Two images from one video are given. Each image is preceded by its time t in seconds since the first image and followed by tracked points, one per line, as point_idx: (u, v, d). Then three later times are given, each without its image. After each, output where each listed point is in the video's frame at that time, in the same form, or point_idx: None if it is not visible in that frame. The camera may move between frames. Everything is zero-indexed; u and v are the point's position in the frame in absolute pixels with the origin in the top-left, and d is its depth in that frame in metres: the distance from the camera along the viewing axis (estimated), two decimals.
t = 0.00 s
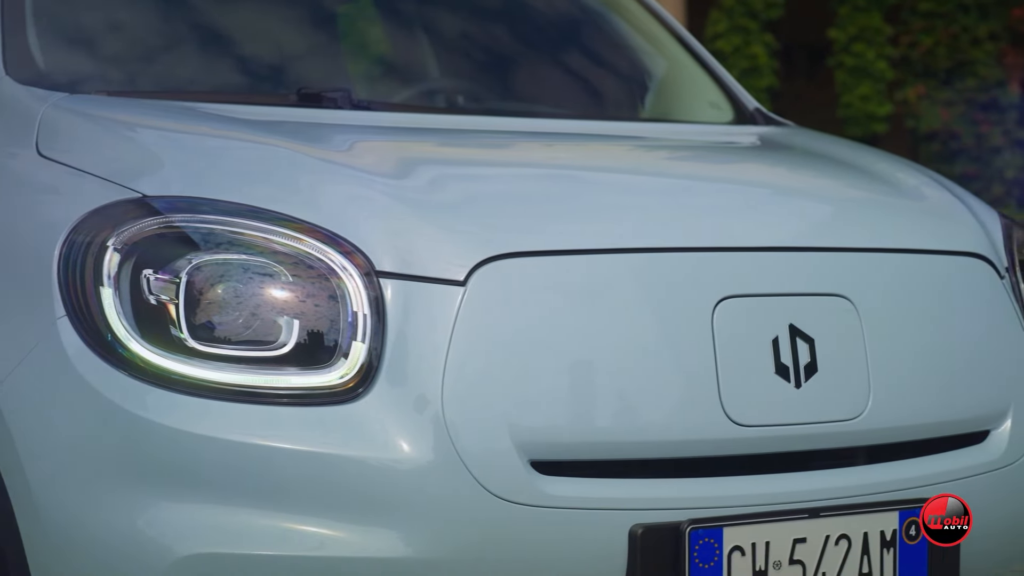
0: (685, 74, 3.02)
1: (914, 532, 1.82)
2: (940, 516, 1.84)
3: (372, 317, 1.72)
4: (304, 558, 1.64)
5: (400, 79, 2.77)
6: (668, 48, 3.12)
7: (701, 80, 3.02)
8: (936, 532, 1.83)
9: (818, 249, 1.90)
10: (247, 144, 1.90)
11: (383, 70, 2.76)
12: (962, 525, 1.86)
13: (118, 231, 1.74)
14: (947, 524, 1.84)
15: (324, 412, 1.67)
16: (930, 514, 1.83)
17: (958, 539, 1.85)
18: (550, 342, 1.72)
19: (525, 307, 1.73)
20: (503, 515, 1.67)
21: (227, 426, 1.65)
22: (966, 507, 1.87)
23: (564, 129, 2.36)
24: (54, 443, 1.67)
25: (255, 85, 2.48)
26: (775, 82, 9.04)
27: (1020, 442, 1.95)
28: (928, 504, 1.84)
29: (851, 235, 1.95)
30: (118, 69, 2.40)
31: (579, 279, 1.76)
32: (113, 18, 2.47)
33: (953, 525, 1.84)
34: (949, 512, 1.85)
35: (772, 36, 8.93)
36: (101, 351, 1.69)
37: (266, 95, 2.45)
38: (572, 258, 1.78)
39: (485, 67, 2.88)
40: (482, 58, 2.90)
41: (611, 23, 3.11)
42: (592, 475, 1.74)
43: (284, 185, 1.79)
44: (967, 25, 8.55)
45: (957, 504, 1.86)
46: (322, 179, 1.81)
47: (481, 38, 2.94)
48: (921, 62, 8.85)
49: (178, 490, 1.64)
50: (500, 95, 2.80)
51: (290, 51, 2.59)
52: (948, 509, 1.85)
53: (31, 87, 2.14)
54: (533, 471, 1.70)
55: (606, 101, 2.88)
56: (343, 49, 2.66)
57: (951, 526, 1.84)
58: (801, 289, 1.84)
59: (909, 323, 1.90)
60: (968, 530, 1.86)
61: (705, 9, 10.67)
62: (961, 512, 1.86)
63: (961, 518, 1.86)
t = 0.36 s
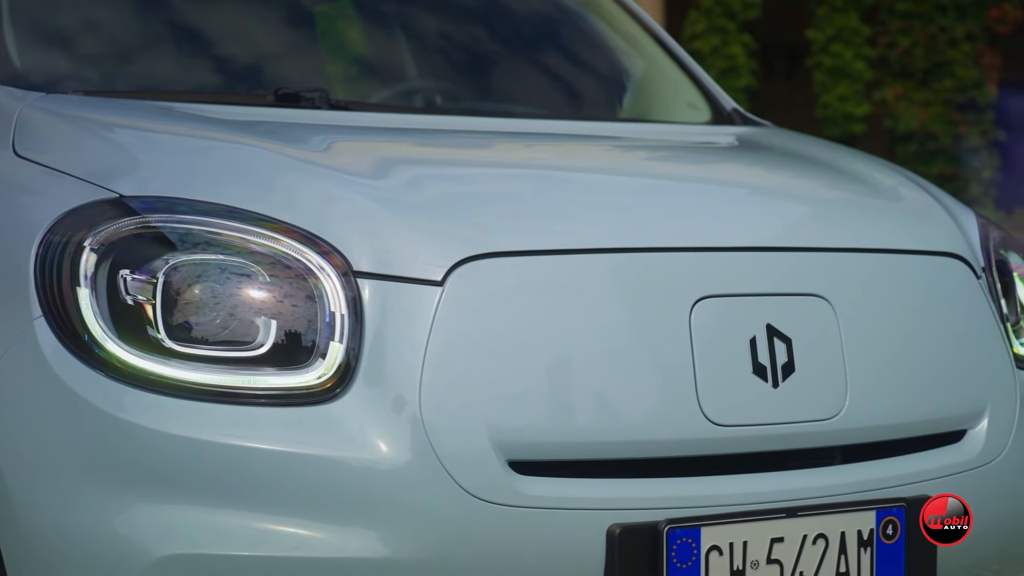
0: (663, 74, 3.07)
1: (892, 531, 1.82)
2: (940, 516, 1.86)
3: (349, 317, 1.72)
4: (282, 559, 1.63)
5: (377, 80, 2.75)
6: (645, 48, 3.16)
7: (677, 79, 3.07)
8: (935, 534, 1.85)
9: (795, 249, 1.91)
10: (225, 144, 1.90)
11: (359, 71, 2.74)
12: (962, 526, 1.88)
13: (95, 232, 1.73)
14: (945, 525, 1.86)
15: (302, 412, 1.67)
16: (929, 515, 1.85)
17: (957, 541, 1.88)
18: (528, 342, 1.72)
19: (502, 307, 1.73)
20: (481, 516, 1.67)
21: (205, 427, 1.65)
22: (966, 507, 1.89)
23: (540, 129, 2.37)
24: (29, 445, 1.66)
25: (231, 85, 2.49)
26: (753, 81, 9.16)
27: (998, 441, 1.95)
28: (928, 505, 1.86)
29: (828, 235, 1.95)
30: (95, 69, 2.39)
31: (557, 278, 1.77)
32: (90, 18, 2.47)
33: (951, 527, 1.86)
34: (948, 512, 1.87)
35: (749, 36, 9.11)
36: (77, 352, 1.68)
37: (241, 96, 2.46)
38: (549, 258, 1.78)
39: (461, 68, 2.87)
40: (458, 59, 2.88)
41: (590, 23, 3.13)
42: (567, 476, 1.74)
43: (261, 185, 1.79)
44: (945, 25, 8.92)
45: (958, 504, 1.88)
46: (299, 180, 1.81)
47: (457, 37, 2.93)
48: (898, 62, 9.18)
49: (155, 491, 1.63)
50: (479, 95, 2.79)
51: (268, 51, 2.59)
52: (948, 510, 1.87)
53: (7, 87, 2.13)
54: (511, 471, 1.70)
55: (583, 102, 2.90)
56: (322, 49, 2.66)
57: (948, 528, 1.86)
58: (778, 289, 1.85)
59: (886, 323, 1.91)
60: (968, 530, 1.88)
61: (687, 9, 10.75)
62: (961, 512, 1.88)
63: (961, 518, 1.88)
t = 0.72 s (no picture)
0: (647, 75, 3.07)
1: (875, 530, 1.83)
2: (941, 516, 1.89)
3: (333, 317, 1.72)
4: (266, 559, 1.62)
5: (361, 80, 2.72)
6: (630, 48, 3.17)
7: (662, 80, 3.07)
8: (933, 534, 1.88)
9: (779, 249, 1.91)
10: (208, 145, 1.90)
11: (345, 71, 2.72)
12: (962, 526, 1.90)
13: (79, 232, 1.72)
14: (943, 525, 1.89)
15: (287, 412, 1.67)
16: (928, 515, 1.88)
17: (958, 541, 1.90)
18: (512, 342, 1.72)
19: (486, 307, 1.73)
20: (464, 515, 1.67)
21: (189, 427, 1.64)
22: (966, 507, 1.91)
23: (522, 129, 2.37)
24: (10, 445, 1.65)
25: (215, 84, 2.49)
26: (737, 81, 9.21)
27: (983, 440, 1.96)
28: (928, 506, 1.88)
29: (811, 235, 1.96)
30: (79, 69, 2.39)
31: (541, 278, 1.77)
32: (73, 18, 2.47)
33: (950, 527, 1.89)
34: (948, 512, 1.89)
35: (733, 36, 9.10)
36: (61, 353, 1.67)
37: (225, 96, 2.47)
38: (533, 258, 1.78)
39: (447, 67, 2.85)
40: (444, 58, 2.87)
41: (575, 24, 3.13)
42: (550, 476, 1.75)
43: (245, 185, 1.79)
44: (929, 26, 8.94)
45: (958, 504, 1.91)
46: (283, 180, 1.81)
47: (443, 37, 2.92)
48: (883, 62, 9.23)
49: (138, 492, 1.62)
50: (464, 96, 2.79)
51: (253, 51, 2.59)
52: (948, 510, 1.90)
53: None
54: (494, 471, 1.70)
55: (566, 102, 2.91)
56: (306, 50, 2.66)
57: (947, 528, 1.89)
58: (762, 289, 1.85)
59: (869, 323, 1.91)
60: (969, 530, 1.91)
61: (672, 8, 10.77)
62: (961, 512, 1.91)
63: (961, 518, 1.91)
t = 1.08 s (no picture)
0: (636, 75, 3.07)
1: (864, 530, 1.83)
2: (941, 516, 1.91)
3: (322, 317, 1.72)
4: (254, 560, 1.62)
5: (351, 80, 2.75)
6: (619, 48, 3.17)
7: (651, 80, 3.08)
8: (933, 534, 1.90)
9: (768, 249, 1.91)
10: (197, 145, 1.89)
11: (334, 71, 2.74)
12: (963, 526, 1.92)
13: (67, 232, 1.72)
14: (944, 525, 1.91)
15: (275, 413, 1.66)
16: (928, 515, 1.90)
17: (958, 541, 1.92)
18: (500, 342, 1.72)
19: (475, 307, 1.73)
20: (452, 516, 1.67)
21: (178, 428, 1.64)
22: (966, 507, 1.93)
23: (511, 129, 2.38)
24: None
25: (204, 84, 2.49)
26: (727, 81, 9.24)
27: (971, 440, 1.96)
28: (928, 506, 1.90)
29: (800, 235, 1.96)
30: (67, 68, 2.39)
31: (530, 279, 1.76)
32: (62, 17, 2.46)
33: (950, 527, 1.91)
34: (948, 512, 1.91)
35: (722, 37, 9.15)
36: (49, 353, 1.66)
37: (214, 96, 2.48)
38: (522, 258, 1.78)
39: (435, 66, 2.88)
40: (432, 58, 2.89)
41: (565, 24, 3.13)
42: (538, 476, 1.74)
43: (234, 185, 1.79)
44: (917, 26, 9.02)
45: (958, 504, 1.93)
46: (272, 180, 1.81)
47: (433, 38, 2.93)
48: (871, 63, 9.28)
49: (126, 492, 1.62)
50: (453, 96, 2.81)
51: (241, 50, 2.59)
52: (947, 510, 1.92)
53: None
54: (484, 471, 1.70)
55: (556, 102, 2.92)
56: (295, 50, 2.66)
57: (947, 528, 1.91)
58: (750, 289, 1.85)
59: (857, 323, 1.91)
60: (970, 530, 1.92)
61: (661, 7, 10.78)
62: (961, 512, 1.93)
63: (961, 519, 1.92)
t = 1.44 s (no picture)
0: (628, 74, 3.08)
1: (854, 530, 1.83)
2: (941, 516, 1.92)
3: (313, 317, 1.72)
4: (244, 560, 1.62)
5: (342, 79, 2.75)
6: (611, 47, 3.17)
7: (643, 80, 3.08)
8: (933, 534, 1.92)
9: (758, 249, 1.91)
10: (188, 145, 1.89)
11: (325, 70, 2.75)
12: (962, 526, 1.94)
13: (57, 232, 1.71)
14: (944, 526, 1.92)
15: (266, 413, 1.66)
16: (928, 515, 1.91)
17: (958, 541, 1.94)
18: (491, 341, 1.72)
19: (465, 306, 1.73)
20: (443, 515, 1.67)
21: (168, 428, 1.64)
22: (966, 507, 1.94)
23: (502, 129, 2.38)
24: None
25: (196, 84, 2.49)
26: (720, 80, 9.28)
27: (962, 440, 1.97)
28: (928, 506, 1.92)
29: (791, 235, 1.96)
30: (57, 68, 2.38)
31: (521, 279, 1.77)
32: (53, 17, 2.46)
33: (950, 527, 1.92)
34: (948, 512, 1.93)
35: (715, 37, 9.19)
36: (40, 353, 1.66)
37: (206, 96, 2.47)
38: (513, 258, 1.78)
39: (426, 67, 2.87)
40: (423, 58, 2.89)
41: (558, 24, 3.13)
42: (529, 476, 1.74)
43: (224, 185, 1.79)
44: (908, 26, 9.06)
45: (958, 504, 1.94)
46: (263, 180, 1.81)
47: (424, 37, 2.93)
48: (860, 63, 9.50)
49: (117, 492, 1.62)
50: (444, 95, 2.81)
51: (233, 50, 2.59)
52: (948, 510, 1.93)
53: None
54: (475, 472, 1.70)
55: (547, 101, 2.92)
56: (286, 51, 2.66)
57: (948, 528, 1.92)
58: (741, 289, 1.85)
59: (848, 323, 1.92)
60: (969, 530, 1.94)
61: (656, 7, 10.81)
62: (961, 512, 1.94)
63: (961, 518, 1.94)
